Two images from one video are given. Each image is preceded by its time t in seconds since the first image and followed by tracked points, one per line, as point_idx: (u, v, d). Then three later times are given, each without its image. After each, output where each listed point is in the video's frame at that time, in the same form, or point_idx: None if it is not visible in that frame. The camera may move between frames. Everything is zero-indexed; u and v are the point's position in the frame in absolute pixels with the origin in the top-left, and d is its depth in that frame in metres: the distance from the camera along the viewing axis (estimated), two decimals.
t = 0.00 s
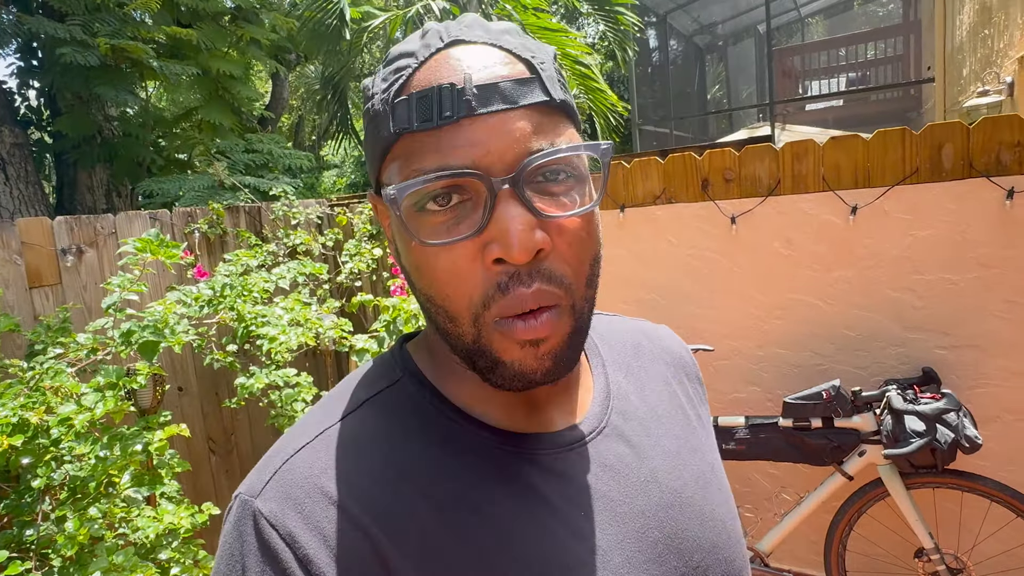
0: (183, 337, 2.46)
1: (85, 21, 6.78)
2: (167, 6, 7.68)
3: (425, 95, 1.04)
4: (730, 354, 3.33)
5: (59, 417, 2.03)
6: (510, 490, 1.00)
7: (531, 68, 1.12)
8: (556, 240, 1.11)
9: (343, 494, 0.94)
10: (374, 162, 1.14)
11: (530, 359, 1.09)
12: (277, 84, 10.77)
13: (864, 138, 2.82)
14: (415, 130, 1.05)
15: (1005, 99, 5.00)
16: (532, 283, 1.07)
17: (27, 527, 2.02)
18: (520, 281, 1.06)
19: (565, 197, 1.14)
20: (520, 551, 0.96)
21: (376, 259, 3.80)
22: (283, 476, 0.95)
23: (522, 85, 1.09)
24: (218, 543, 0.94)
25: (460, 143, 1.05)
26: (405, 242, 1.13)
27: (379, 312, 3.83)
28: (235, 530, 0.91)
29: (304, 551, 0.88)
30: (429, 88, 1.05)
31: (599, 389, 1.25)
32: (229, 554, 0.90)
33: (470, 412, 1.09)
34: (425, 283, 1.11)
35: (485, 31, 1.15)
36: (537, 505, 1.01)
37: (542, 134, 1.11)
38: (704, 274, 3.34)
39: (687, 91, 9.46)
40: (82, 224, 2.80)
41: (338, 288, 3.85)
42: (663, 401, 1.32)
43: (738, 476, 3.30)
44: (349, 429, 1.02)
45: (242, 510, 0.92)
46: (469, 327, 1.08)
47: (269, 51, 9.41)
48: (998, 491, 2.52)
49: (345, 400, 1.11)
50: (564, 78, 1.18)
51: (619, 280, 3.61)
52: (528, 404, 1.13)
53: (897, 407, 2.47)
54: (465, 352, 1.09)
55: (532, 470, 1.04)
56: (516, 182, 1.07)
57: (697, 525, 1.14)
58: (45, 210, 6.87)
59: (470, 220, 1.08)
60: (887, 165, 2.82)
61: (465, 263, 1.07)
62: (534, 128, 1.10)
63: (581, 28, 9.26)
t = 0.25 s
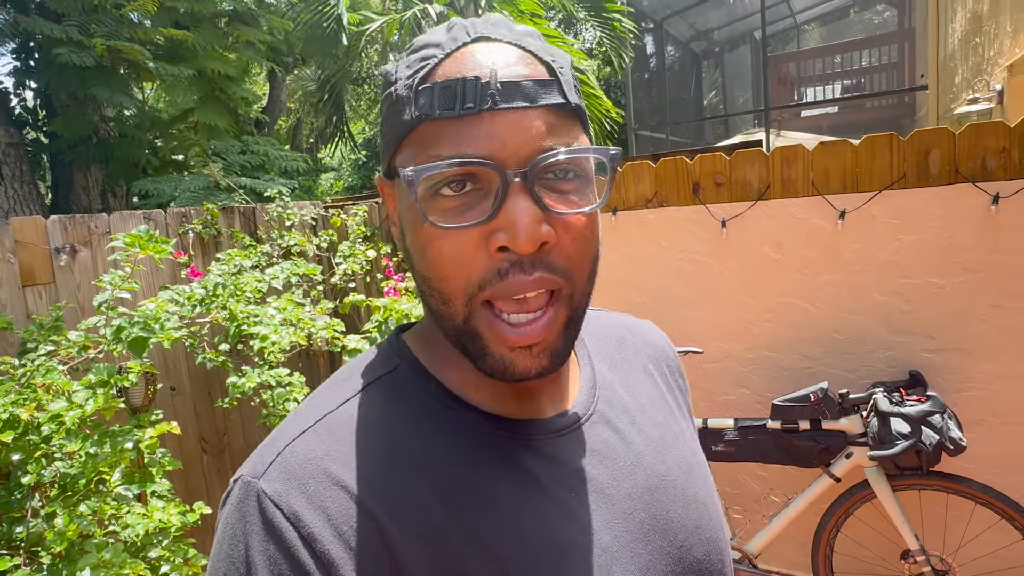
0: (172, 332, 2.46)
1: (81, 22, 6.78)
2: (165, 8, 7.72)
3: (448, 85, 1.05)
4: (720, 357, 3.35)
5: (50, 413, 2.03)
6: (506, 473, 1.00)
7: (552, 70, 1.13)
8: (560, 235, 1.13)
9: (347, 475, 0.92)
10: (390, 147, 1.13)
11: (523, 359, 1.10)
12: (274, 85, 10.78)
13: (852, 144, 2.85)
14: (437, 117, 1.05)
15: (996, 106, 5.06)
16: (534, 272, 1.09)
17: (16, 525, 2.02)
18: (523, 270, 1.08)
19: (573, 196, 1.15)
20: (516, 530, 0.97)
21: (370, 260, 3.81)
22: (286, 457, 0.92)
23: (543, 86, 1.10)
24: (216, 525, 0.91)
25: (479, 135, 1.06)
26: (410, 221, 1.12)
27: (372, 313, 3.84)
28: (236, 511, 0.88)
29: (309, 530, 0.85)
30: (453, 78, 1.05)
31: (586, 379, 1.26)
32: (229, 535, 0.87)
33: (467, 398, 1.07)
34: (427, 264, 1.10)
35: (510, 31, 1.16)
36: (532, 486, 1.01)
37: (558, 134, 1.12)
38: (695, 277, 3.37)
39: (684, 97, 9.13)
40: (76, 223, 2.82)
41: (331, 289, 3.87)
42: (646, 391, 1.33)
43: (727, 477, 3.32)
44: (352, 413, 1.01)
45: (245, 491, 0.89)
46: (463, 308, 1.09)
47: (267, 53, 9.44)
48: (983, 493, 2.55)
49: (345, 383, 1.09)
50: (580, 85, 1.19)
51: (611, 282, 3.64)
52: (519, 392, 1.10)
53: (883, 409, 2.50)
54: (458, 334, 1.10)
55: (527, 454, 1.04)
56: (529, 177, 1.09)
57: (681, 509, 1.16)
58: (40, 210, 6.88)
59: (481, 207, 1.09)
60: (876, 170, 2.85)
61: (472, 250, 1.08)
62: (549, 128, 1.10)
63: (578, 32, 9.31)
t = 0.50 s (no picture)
0: (165, 331, 2.46)
1: (78, 22, 6.79)
2: (163, 9, 7.75)
3: (467, 83, 1.03)
4: (712, 361, 3.37)
5: (43, 413, 2.03)
6: (505, 470, 0.99)
7: (565, 77, 1.13)
8: (568, 234, 1.11)
9: (349, 472, 0.91)
10: (403, 141, 1.10)
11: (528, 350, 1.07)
12: (271, 87, 10.79)
13: (843, 150, 2.89)
14: (453, 114, 1.04)
15: (987, 114, 5.12)
16: (543, 267, 1.06)
17: (9, 523, 2.03)
18: (532, 265, 1.05)
19: (582, 197, 1.14)
20: (515, 526, 0.95)
21: (365, 262, 3.83)
22: (288, 456, 0.91)
23: (558, 90, 1.10)
24: (217, 525, 0.89)
25: (495, 131, 1.05)
26: (419, 213, 1.09)
27: (366, 315, 3.86)
28: (237, 510, 0.86)
29: (312, 527, 0.85)
30: (472, 77, 1.04)
31: (580, 377, 1.24)
32: (229, 534, 0.85)
33: (462, 396, 1.06)
34: (435, 256, 1.07)
35: (526, 37, 1.15)
36: (530, 482, 1.00)
37: (568, 137, 1.11)
38: (688, 281, 3.39)
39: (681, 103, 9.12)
40: (72, 223, 2.83)
41: (326, 291, 3.88)
42: (638, 389, 1.32)
43: (719, 481, 3.34)
44: (353, 411, 0.99)
45: (247, 490, 0.87)
46: (471, 301, 1.06)
47: (265, 55, 9.46)
48: (971, 498, 2.57)
49: (345, 382, 1.07)
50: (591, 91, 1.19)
51: (605, 286, 3.64)
52: (518, 388, 1.09)
53: (872, 413, 2.52)
54: (463, 328, 1.06)
55: (525, 452, 1.03)
56: (541, 175, 1.07)
57: (676, 506, 1.14)
58: (36, 209, 6.87)
59: (493, 201, 1.06)
60: (867, 176, 2.88)
61: (482, 242, 1.05)
62: (561, 130, 1.10)
63: (575, 37, 9.35)
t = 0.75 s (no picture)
0: (163, 334, 2.46)
1: (77, 22, 6.80)
2: (162, 9, 7.74)
3: (484, 93, 1.02)
4: (709, 365, 3.37)
5: (39, 412, 2.03)
6: (514, 474, 0.99)
7: (578, 84, 1.12)
8: (584, 239, 1.11)
9: (361, 475, 0.91)
10: (416, 151, 1.08)
11: (545, 349, 1.08)
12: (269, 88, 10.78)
13: (839, 156, 2.90)
14: (471, 124, 1.03)
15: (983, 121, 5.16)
16: (561, 273, 1.07)
17: (3, 524, 2.02)
18: (551, 271, 1.06)
19: (595, 204, 1.14)
20: (525, 530, 0.95)
21: (363, 264, 3.82)
22: (299, 458, 0.91)
23: (573, 98, 1.09)
24: (229, 527, 0.89)
25: (513, 140, 1.04)
26: (434, 221, 1.08)
27: (363, 317, 3.85)
28: (249, 512, 0.87)
29: (324, 530, 0.85)
30: (488, 86, 1.03)
31: (586, 383, 1.24)
32: (242, 536, 0.86)
33: (471, 401, 1.06)
34: (451, 265, 1.06)
35: (537, 45, 1.15)
36: (538, 486, 1.00)
37: (583, 145, 1.11)
38: (685, 285, 3.39)
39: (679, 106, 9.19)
40: (69, 223, 2.82)
41: (323, 292, 3.88)
42: (644, 395, 1.32)
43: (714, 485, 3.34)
44: (364, 414, 0.99)
45: (259, 492, 0.88)
46: (489, 308, 1.06)
47: (263, 56, 9.45)
48: (965, 503, 2.58)
49: (354, 386, 1.07)
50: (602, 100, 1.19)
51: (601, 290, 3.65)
52: (525, 391, 1.10)
53: (867, 418, 2.53)
54: (481, 333, 1.07)
55: (535, 456, 1.03)
56: (559, 183, 1.07)
57: (681, 511, 1.15)
58: (33, 209, 6.86)
59: (512, 208, 1.06)
60: (863, 182, 2.90)
61: (501, 250, 1.05)
62: (576, 138, 1.10)
63: (573, 41, 9.37)
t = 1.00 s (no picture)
0: (160, 333, 2.46)
1: (76, 21, 6.81)
2: (160, 9, 7.73)
3: (498, 97, 1.02)
4: (706, 368, 3.37)
5: (34, 412, 2.02)
6: (520, 475, 0.99)
7: (588, 84, 1.13)
8: (600, 242, 1.10)
9: (366, 475, 0.91)
10: (429, 156, 1.07)
11: (563, 356, 1.07)
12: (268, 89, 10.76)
13: (836, 160, 2.91)
14: (487, 128, 1.02)
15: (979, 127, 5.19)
16: (581, 276, 1.06)
17: None
18: (571, 275, 1.05)
19: (609, 205, 1.13)
20: (530, 531, 0.95)
21: (360, 265, 3.82)
22: (305, 457, 0.91)
23: (586, 98, 1.09)
24: (234, 525, 0.90)
25: (530, 143, 1.04)
26: (450, 229, 1.07)
27: (360, 318, 3.85)
28: (255, 510, 0.87)
29: (329, 529, 0.85)
30: (503, 90, 1.03)
31: (591, 386, 1.24)
32: (247, 535, 0.86)
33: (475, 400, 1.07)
34: (470, 273, 1.05)
35: (545, 46, 1.15)
36: (544, 489, 1.00)
37: (598, 145, 1.11)
38: (682, 288, 3.39)
39: (677, 110, 9.15)
40: (65, 222, 2.81)
41: (320, 293, 3.87)
42: (649, 399, 1.32)
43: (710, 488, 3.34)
44: (370, 415, 0.99)
45: (264, 491, 0.88)
46: (510, 314, 1.05)
47: (262, 57, 9.44)
48: (961, 507, 2.59)
49: (360, 386, 1.07)
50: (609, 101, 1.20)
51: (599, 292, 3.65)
52: (530, 393, 1.10)
53: (863, 422, 2.54)
54: (499, 339, 1.06)
55: (541, 459, 1.03)
56: (577, 185, 1.06)
57: (686, 516, 1.14)
58: (29, 208, 6.83)
59: (529, 213, 1.05)
60: (860, 186, 2.91)
61: (521, 256, 1.04)
62: (592, 138, 1.10)
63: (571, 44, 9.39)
